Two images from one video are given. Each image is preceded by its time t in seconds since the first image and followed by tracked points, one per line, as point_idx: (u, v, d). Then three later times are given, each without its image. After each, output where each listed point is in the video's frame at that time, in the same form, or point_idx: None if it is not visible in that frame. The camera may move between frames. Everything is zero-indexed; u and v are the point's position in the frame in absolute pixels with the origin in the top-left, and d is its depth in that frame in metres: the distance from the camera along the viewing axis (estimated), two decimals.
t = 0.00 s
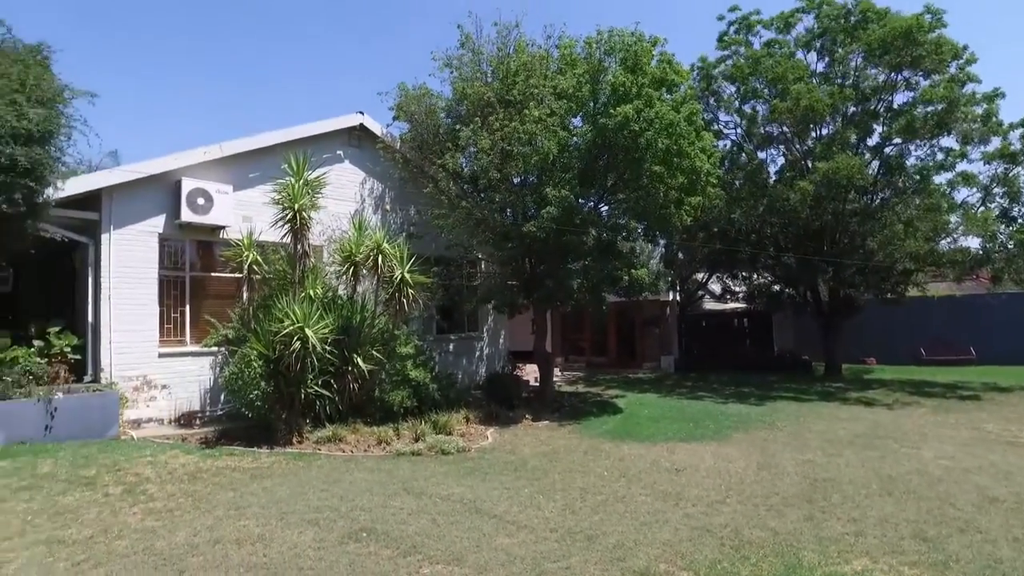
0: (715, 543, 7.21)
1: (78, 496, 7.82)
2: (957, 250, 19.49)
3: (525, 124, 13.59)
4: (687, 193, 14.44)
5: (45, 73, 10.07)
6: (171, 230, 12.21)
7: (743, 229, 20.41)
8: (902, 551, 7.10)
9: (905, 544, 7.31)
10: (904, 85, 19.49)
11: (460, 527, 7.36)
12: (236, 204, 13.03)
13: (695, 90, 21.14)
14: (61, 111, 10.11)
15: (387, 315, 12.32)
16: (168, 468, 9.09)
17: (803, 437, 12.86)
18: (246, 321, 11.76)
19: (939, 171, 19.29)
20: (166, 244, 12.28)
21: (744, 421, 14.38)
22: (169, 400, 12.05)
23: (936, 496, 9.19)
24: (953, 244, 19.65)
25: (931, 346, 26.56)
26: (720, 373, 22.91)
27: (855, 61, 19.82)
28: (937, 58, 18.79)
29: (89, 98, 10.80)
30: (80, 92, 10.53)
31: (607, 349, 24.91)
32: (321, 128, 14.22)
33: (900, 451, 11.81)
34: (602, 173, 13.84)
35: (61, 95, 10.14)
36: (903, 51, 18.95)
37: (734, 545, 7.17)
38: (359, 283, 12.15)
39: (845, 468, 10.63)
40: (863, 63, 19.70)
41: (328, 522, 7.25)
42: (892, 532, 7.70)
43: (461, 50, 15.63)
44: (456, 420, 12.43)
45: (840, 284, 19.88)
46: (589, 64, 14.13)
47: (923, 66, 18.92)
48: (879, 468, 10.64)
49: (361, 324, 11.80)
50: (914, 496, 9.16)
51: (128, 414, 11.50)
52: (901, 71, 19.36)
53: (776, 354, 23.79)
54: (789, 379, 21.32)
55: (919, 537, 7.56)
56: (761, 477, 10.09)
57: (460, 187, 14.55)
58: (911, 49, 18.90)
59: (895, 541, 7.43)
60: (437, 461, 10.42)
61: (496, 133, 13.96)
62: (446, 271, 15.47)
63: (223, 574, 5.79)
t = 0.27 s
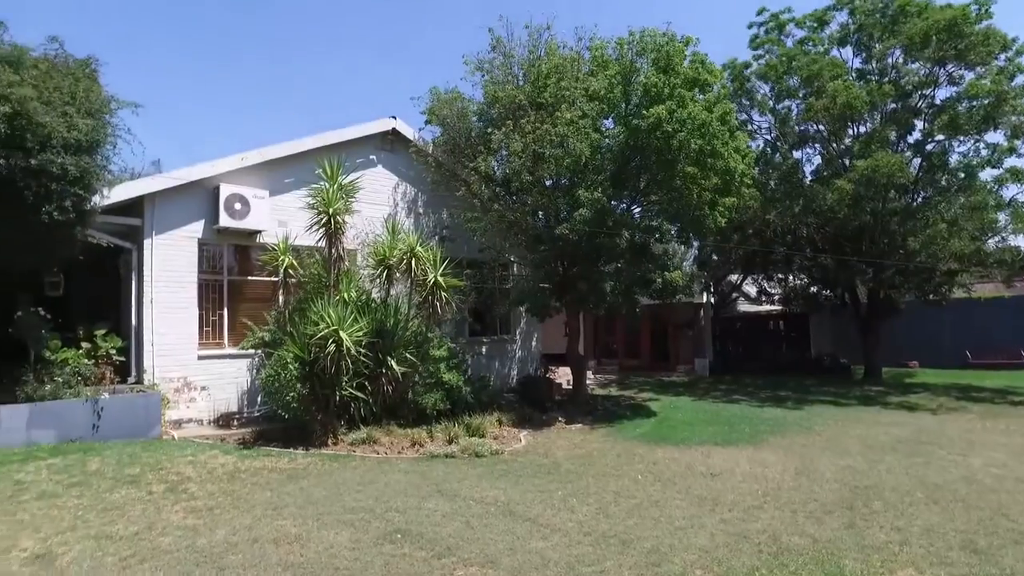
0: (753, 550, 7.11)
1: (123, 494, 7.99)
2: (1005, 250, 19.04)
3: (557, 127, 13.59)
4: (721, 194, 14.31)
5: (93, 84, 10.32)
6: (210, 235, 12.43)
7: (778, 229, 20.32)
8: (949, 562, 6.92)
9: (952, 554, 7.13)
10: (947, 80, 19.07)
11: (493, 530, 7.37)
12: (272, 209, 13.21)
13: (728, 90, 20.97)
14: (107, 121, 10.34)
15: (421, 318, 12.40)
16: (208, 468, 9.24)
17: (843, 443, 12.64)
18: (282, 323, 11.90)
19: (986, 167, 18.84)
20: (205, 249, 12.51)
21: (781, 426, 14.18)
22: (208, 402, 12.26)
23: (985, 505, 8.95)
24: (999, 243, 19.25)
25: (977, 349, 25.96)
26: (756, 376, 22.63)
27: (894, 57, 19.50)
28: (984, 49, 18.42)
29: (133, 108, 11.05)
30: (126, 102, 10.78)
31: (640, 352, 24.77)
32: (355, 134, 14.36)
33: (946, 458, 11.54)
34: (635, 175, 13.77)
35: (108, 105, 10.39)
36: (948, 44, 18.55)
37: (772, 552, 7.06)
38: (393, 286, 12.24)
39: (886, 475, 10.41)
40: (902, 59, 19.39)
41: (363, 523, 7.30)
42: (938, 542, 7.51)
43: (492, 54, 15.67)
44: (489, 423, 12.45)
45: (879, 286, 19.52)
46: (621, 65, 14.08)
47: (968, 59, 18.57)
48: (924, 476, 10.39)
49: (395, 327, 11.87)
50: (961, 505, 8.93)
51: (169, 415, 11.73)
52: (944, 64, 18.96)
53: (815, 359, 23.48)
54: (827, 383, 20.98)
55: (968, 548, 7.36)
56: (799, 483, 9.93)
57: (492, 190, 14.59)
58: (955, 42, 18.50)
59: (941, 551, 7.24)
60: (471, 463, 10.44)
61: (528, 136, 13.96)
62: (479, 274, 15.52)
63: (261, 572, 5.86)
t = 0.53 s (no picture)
0: (789, 558, 7.00)
1: (164, 492, 8.14)
2: None
3: (588, 129, 13.57)
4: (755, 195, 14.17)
5: (135, 95, 10.54)
6: (247, 240, 12.62)
7: (813, 232, 20.15)
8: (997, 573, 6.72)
9: (1000, 566, 6.91)
10: (991, 74, 18.63)
11: (525, 533, 7.36)
12: (307, 215, 13.37)
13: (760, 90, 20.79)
14: (149, 130, 10.57)
15: (452, 321, 12.42)
16: (245, 468, 9.38)
17: (884, 449, 12.39)
18: (316, 327, 12.03)
19: None
20: (242, 254, 12.72)
21: (818, 431, 13.96)
22: (244, 404, 12.44)
23: None
24: None
25: None
26: (791, 380, 22.31)
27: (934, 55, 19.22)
28: None
29: (173, 117, 11.28)
30: (168, 112, 11.02)
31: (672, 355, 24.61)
32: (387, 139, 14.47)
33: (994, 466, 11.25)
34: (666, 176, 13.68)
35: (150, 115, 10.62)
36: (994, 37, 18.02)
37: (809, 560, 6.95)
38: (425, 290, 12.32)
39: (929, 483, 10.17)
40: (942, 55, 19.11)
41: (395, 525, 7.35)
42: (986, 553, 7.29)
43: (522, 57, 15.70)
44: (521, 426, 12.44)
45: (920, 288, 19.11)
46: (651, 66, 13.99)
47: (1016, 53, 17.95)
48: (970, 485, 10.12)
49: (427, 331, 11.95)
50: (1009, 515, 8.68)
51: (207, 417, 11.93)
52: (989, 59, 18.49)
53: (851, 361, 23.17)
54: (866, 387, 20.60)
55: (1018, 559, 7.13)
56: (838, 490, 9.74)
57: (523, 194, 14.60)
58: (1002, 35, 17.96)
59: (989, 562, 7.03)
60: (503, 467, 10.45)
61: (559, 139, 13.96)
62: (510, 278, 15.53)
63: (297, 572, 5.92)
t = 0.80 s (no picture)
0: (823, 566, 6.88)
1: (197, 494, 8.25)
2: None
3: (615, 132, 13.55)
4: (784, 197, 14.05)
5: (170, 104, 10.75)
6: (277, 245, 12.77)
7: (845, 233, 19.91)
8: None
9: None
10: None
11: (554, 538, 7.34)
12: (335, 220, 13.49)
13: (789, 91, 20.65)
14: (182, 138, 10.75)
15: (479, 325, 12.45)
16: (276, 470, 9.47)
17: (920, 456, 12.16)
18: (345, 331, 12.12)
19: None
20: (272, 259, 12.86)
21: (851, 437, 13.75)
22: (274, 406, 12.56)
23: None
24: None
25: None
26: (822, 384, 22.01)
27: (970, 49, 19.07)
28: None
29: (206, 125, 11.44)
30: (200, 120, 11.22)
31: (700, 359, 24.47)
32: (413, 144, 14.55)
33: None
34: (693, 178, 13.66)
35: (183, 124, 10.83)
36: None
37: (844, 569, 6.83)
38: (452, 294, 12.38)
39: (969, 491, 9.94)
40: (979, 50, 18.91)
41: (424, 528, 7.37)
42: None
43: (548, 61, 15.71)
44: (548, 430, 12.42)
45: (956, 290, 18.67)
46: (678, 67, 13.88)
47: None
48: (1012, 494, 9.87)
49: (454, 335, 11.95)
50: None
51: (239, 419, 12.07)
52: None
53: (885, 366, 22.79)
54: (901, 392, 20.25)
55: None
56: (873, 497, 9.57)
57: (549, 197, 14.60)
58: None
59: None
60: (531, 470, 10.44)
61: (585, 142, 13.99)
62: (537, 282, 15.51)
63: (328, 574, 5.96)
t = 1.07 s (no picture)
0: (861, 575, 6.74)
1: (231, 495, 8.34)
2: None
3: (643, 134, 13.46)
4: (816, 199, 13.82)
5: (205, 114, 10.99)
6: (308, 250, 12.90)
7: (881, 234, 19.50)
8: None
9: None
10: None
11: (584, 543, 7.30)
12: (364, 225, 13.60)
13: (821, 90, 20.40)
14: (216, 146, 10.95)
15: (508, 329, 12.48)
16: (308, 473, 9.55)
17: (961, 464, 11.88)
18: (374, 335, 12.15)
19: None
20: (303, 264, 12.99)
21: (888, 443, 13.50)
22: (306, 410, 12.66)
23: None
24: None
25: None
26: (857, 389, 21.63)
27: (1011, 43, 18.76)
28: None
29: (240, 133, 11.64)
30: (234, 129, 11.42)
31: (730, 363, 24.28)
32: (441, 149, 14.63)
33: None
34: (723, 180, 13.59)
35: (217, 132, 11.03)
36: None
37: None
38: (481, 297, 12.45)
39: (1013, 501, 9.67)
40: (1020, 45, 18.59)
41: (454, 531, 7.38)
42: None
43: (576, 64, 15.70)
44: (578, 435, 12.36)
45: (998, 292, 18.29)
46: (707, 69, 13.83)
47: None
48: None
49: (483, 339, 11.99)
50: None
51: (271, 422, 12.18)
52: None
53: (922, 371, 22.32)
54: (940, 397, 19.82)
55: None
56: (912, 506, 9.36)
57: (577, 201, 14.56)
58: None
59: None
60: (560, 475, 10.41)
61: (614, 145, 13.91)
62: (565, 286, 15.46)
63: None
